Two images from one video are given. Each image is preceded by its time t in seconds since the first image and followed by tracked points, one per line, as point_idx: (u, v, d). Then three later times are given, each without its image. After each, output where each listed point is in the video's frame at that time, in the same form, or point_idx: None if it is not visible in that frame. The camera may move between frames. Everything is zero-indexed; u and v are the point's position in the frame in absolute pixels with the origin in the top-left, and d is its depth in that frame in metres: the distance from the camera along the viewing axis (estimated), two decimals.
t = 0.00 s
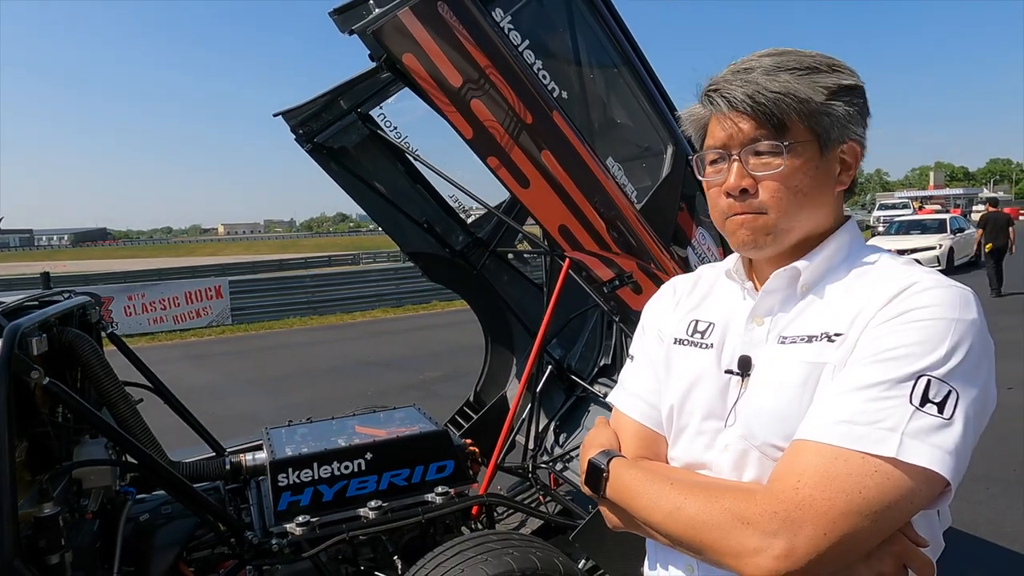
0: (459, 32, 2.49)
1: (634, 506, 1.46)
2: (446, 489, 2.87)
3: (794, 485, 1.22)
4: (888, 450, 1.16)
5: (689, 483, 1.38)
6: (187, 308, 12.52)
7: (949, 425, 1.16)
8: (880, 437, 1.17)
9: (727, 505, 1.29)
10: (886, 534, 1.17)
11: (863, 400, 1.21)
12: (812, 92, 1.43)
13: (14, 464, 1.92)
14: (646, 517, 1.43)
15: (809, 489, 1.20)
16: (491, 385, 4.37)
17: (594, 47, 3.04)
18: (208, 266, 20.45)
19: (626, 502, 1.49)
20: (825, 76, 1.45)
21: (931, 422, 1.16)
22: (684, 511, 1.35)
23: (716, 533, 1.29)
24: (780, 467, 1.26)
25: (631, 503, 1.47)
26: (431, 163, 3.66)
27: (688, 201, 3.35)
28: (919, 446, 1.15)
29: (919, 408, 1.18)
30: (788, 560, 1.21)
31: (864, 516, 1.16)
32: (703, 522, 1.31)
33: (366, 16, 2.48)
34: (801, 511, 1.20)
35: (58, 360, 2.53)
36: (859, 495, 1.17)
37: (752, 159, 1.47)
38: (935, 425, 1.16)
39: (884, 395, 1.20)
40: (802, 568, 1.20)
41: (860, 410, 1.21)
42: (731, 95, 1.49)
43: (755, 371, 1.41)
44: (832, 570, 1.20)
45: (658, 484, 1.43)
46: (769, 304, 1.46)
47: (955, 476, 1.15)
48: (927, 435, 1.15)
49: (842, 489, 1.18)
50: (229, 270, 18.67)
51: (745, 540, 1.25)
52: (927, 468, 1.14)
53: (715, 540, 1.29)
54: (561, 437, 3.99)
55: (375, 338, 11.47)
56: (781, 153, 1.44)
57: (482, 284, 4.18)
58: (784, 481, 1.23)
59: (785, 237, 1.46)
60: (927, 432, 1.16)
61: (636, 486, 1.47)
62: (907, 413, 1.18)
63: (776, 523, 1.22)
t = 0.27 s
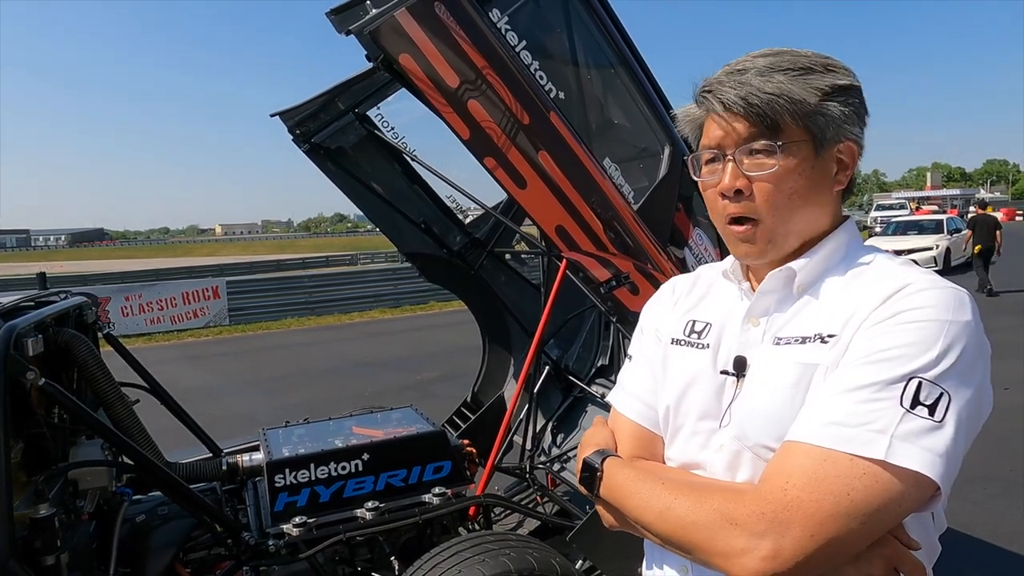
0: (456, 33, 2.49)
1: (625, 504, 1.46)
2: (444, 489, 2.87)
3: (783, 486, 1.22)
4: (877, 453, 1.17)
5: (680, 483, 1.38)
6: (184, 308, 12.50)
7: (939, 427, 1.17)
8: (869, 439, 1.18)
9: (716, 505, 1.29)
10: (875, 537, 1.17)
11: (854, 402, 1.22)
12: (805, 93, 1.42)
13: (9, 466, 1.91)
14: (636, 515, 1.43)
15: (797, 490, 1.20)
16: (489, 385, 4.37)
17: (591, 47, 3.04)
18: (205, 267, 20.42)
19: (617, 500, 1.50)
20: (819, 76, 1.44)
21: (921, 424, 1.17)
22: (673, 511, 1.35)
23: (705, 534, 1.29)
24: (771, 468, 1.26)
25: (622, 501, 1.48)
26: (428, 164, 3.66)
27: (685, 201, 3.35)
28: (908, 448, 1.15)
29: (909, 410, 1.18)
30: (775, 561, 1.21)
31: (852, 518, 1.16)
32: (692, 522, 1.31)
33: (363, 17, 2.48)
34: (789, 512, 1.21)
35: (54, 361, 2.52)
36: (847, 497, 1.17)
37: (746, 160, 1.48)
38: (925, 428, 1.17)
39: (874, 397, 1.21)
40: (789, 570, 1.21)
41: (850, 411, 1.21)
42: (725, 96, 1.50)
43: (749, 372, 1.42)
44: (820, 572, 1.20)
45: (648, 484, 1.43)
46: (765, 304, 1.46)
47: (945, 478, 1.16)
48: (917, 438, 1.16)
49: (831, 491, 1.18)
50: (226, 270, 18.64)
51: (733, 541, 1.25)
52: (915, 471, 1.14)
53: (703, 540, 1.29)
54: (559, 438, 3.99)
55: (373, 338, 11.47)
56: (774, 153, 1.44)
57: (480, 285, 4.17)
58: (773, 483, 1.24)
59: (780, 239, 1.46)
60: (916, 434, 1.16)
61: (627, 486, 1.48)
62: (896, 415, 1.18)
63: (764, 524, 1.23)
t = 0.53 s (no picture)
0: (451, 34, 2.49)
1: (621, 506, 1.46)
2: (440, 491, 2.87)
3: (780, 488, 1.22)
4: (874, 455, 1.16)
5: (677, 486, 1.38)
6: (182, 309, 12.48)
7: (937, 430, 1.16)
8: (867, 442, 1.18)
9: (713, 507, 1.29)
10: (872, 539, 1.17)
11: (852, 405, 1.21)
12: (822, 88, 1.45)
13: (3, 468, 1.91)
14: (633, 517, 1.43)
15: (795, 492, 1.20)
16: (486, 386, 4.37)
17: (588, 49, 3.04)
18: (202, 267, 20.40)
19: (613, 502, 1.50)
20: (831, 74, 1.47)
21: (920, 427, 1.17)
22: (670, 513, 1.35)
23: (702, 535, 1.29)
24: (768, 470, 1.26)
25: (619, 503, 1.48)
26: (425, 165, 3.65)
27: (681, 202, 3.34)
28: (906, 451, 1.15)
29: (907, 413, 1.18)
30: (773, 563, 1.21)
31: (849, 521, 1.16)
32: (689, 524, 1.31)
33: (358, 18, 2.47)
34: (786, 514, 1.21)
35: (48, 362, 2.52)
36: (844, 499, 1.17)
37: (767, 155, 1.46)
38: (923, 431, 1.16)
39: (872, 400, 1.20)
40: (787, 572, 1.21)
41: (847, 414, 1.21)
42: (744, 92, 1.48)
43: (748, 374, 1.42)
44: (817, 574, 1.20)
45: (645, 486, 1.43)
46: (763, 306, 1.46)
47: (943, 481, 1.16)
48: (915, 441, 1.16)
49: (828, 493, 1.18)
50: (224, 270, 18.63)
51: (729, 542, 1.26)
52: (912, 473, 1.14)
53: (700, 541, 1.30)
54: (556, 439, 4.00)
55: (371, 338, 11.46)
56: (798, 148, 1.44)
57: (477, 286, 4.18)
58: (771, 485, 1.24)
59: (805, 235, 1.45)
60: (914, 437, 1.16)
61: (624, 488, 1.48)
62: (895, 418, 1.18)
63: (761, 526, 1.23)
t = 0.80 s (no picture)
0: (446, 36, 2.49)
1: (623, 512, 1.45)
2: (436, 492, 2.87)
3: (785, 490, 1.22)
4: (876, 454, 1.17)
5: (678, 490, 1.38)
6: (179, 309, 12.47)
7: (936, 429, 1.17)
8: (868, 441, 1.18)
9: (718, 510, 1.29)
10: (875, 537, 1.18)
11: (851, 405, 1.22)
12: (813, 92, 1.45)
13: None
14: (636, 523, 1.42)
15: (800, 493, 1.20)
16: (482, 387, 4.37)
17: (583, 50, 3.04)
18: (199, 268, 20.37)
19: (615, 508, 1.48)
20: (823, 78, 1.47)
21: (919, 426, 1.17)
22: (675, 518, 1.34)
23: (708, 539, 1.29)
24: (770, 473, 1.26)
25: (620, 508, 1.47)
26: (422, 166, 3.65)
27: (677, 204, 3.34)
28: (907, 450, 1.16)
29: (907, 412, 1.18)
30: (779, 564, 1.21)
31: (855, 520, 1.17)
32: (695, 527, 1.31)
33: (354, 19, 2.47)
34: (792, 515, 1.21)
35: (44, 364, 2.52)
36: (850, 499, 1.17)
37: (758, 158, 1.47)
38: (923, 430, 1.17)
39: (872, 400, 1.21)
40: (794, 572, 1.21)
41: (848, 414, 1.21)
42: (734, 95, 1.49)
43: (743, 376, 1.42)
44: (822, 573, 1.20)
45: (647, 490, 1.43)
46: (757, 308, 1.47)
47: (942, 479, 1.17)
48: (915, 439, 1.16)
49: (833, 494, 1.18)
50: (221, 271, 18.61)
51: (736, 545, 1.25)
52: (914, 471, 1.15)
53: (707, 545, 1.29)
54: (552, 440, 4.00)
55: (368, 339, 11.46)
56: (788, 151, 1.45)
57: (473, 287, 4.18)
58: (774, 487, 1.24)
59: (794, 238, 1.45)
60: (914, 436, 1.17)
61: (626, 492, 1.47)
62: (895, 418, 1.19)
63: (767, 527, 1.22)
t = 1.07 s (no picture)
0: (441, 37, 2.50)
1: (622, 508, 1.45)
2: (432, 491, 2.88)
3: (779, 480, 1.23)
4: (863, 440, 1.18)
5: (674, 480, 1.38)
6: (175, 309, 12.44)
7: (922, 414, 1.19)
8: (857, 428, 1.20)
9: (714, 501, 1.30)
10: (868, 522, 1.19)
11: (840, 394, 1.23)
12: (804, 100, 1.44)
13: None
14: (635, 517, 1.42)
15: (794, 483, 1.21)
16: (479, 387, 4.38)
17: (578, 51, 3.05)
18: (197, 268, 20.34)
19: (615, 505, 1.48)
20: (817, 86, 1.46)
21: (906, 411, 1.19)
22: (672, 509, 1.34)
23: (707, 529, 1.29)
24: (765, 463, 1.27)
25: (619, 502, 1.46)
26: (417, 166, 3.66)
27: (671, 204, 3.35)
28: (894, 435, 1.17)
29: (892, 398, 1.20)
30: (777, 553, 1.22)
31: (850, 508, 1.18)
32: (692, 519, 1.31)
33: (349, 21, 2.47)
34: (787, 504, 1.22)
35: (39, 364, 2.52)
36: (842, 487, 1.18)
37: (745, 163, 1.47)
38: (909, 414, 1.19)
39: (859, 387, 1.22)
40: (791, 561, 1.22)
41: (836, 402, 1.23)
42: (724, 100, 1.49)
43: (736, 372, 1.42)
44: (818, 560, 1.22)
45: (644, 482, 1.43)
46: (748, 307, 1.46)
47: (930, 463, 1.18)
48: (901, 424, 1.18)
49: (826, 482, 1.19)
50: (218, 271, 18.58)
51: (733, 534, 1.26)
52: (903, 456, 1.17)
53: (704, 535, 1.29)
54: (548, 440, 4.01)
55: (366, 339, 11.46)
56: (774, 158, 1.45)
57: (468, 286, 4.19)
58: (769, 477, 1.25)
59: (776, 243, 1.46)
60: (901, 421, 1.18)
61: (623, 485, 1.46)
62: (881, 404, 1.20)
63: (764, 517, 1.23)
